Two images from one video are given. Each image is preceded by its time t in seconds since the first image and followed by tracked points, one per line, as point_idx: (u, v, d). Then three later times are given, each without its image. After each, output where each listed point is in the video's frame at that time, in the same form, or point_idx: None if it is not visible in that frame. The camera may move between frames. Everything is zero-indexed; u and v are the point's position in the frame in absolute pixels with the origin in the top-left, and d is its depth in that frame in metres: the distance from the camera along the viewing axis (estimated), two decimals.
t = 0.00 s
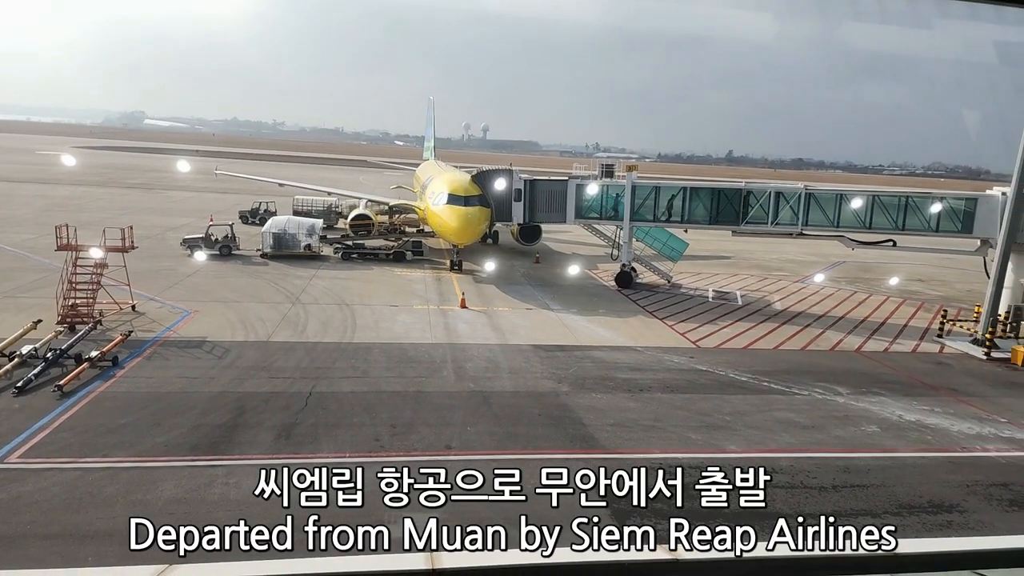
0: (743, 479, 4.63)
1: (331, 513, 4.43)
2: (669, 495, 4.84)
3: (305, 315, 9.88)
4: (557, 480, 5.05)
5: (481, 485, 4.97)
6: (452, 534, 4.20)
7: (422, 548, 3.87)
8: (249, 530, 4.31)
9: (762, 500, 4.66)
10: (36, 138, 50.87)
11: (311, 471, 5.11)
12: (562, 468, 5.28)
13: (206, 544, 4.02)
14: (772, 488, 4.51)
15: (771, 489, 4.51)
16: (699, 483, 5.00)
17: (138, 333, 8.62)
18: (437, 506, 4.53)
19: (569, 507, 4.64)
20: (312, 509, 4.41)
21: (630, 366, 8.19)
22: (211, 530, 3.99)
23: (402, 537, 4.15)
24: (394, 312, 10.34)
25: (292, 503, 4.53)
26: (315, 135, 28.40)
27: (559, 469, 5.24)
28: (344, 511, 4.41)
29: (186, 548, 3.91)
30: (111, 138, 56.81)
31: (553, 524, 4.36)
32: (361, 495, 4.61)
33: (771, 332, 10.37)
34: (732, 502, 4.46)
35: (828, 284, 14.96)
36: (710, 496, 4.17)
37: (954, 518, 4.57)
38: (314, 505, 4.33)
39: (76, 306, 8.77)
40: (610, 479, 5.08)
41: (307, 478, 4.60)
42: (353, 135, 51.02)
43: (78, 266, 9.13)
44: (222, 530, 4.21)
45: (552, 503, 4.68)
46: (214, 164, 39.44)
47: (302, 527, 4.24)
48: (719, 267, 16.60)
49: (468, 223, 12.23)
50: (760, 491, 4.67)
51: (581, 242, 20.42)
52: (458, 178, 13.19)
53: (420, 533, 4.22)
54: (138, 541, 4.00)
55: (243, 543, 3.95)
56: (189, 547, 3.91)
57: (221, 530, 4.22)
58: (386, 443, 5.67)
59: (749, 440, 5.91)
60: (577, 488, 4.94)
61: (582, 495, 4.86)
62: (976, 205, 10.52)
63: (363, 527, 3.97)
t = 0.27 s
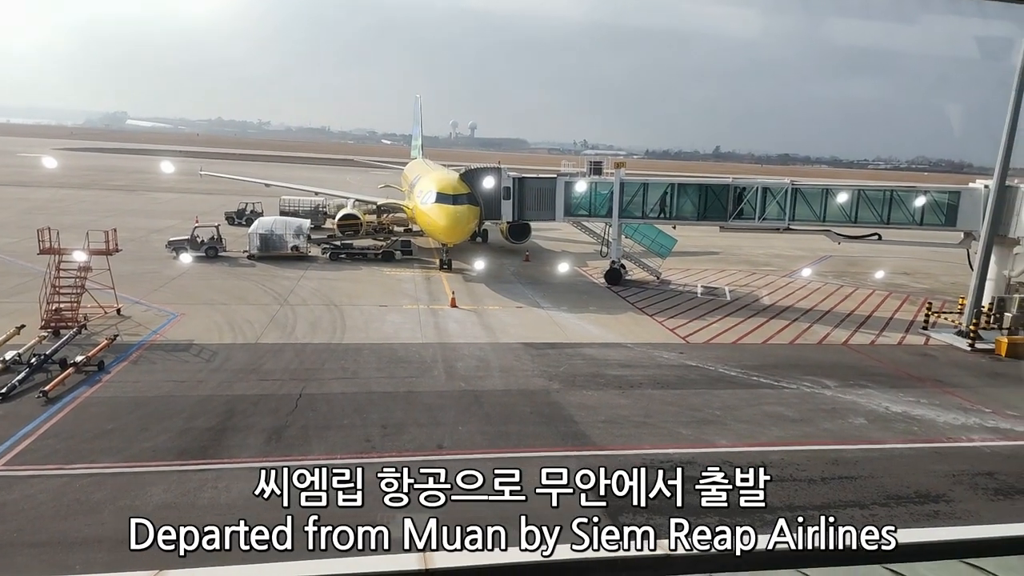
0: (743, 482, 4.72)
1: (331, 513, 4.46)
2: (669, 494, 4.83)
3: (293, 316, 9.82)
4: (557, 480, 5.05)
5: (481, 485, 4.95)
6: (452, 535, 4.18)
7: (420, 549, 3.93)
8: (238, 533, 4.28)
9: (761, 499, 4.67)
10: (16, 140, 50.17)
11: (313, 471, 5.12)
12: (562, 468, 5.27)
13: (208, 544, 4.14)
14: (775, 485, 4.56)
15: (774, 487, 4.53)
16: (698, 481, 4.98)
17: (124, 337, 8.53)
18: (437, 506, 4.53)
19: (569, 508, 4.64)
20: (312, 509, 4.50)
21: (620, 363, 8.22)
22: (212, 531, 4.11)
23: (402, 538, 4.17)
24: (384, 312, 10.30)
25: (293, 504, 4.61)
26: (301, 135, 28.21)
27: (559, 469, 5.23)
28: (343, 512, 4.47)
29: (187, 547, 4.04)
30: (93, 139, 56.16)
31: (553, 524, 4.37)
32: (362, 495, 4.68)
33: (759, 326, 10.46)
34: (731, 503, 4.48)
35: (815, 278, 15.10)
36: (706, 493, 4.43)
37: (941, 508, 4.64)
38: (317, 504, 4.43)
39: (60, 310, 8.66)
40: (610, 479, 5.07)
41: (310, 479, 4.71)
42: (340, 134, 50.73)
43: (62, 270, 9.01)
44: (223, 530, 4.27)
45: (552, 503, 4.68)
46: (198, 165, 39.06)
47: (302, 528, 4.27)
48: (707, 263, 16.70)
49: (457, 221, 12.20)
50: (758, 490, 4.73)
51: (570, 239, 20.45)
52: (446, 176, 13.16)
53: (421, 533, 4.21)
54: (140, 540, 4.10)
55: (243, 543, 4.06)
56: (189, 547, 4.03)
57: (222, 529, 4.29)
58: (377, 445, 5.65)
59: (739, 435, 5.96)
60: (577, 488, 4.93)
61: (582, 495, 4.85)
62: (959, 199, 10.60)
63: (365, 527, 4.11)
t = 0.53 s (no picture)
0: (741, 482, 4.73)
1: (331, 513, 4.40)
2: (668, 495, 4.84)
3: (267, 315, 9.69)
4: (557, 481, 5.06)
5: (481, 484, 4.93)
6: (452, 535, 4.16)
7: (420, 550, 3.90)
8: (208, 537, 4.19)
9: (761, 500, 4.71)
10: None
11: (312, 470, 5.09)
12: (561, 468, 5.29)
13: (207, 544, 4.10)
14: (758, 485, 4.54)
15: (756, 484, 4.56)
16: (699, 482, 5.00)
17: (91, 336, 8.32)
18: (439, 505, 4.49)
19: (569, 507, 4.61)
20: (312, 509, 4.44)
21: (597, 362, 8.24)
22: (211, 530, 4.10)
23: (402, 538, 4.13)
24: (360, 311, 10.21)
25: (293, 504, 4.56)
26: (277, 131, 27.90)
27: (558, 469, 5.26)
28: (343, 511, 4.41)
29: (186, 547, 4.00)
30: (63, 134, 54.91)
31: (552, 524, 4.33)
32: (361, 495, 4.65)
33: (733, 326, 10.57)
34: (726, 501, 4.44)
35: (788, 280, 15.33)
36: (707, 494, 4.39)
37: (910, 506, 4.71)
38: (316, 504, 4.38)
39: (24, 308, 8.42)
40: (610, 479, 5.10)
41: (310, 480, 4.68)
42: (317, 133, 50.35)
43: (26, 267, 8.76)
44: (222, 530, 4.26)
45: (553, 503, 4.65)
46: (172, 162, 38.42)
47: (302, 528, 4.23)
48: (683, 264, 16.87)
49: (435, 221, 12.17)
50: (757, 490, 4.76)
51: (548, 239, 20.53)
52: (424, 175, 13.11)
53: (421, 533, 4.18)
54: (139, 540, 4.05)
55: (243, 543, 4.03)
56: (188, 547, 3.99)
57: (222, 529, 4.28)
58: (351, 445, 5.59)
59: (713, 434, 6.01)
60: (578, 488, 4.93)
61: (582, 494, 4.84)
62: (927, 202, 10.82)
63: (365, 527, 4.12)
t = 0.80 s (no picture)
0: (739, 483, 4.88)
1: (331, 513, 4.34)
2: (668, 494, 4.86)
3: (243, 317, 9.56)
4: (557, 481, 5.09)
5: (482, 485, 4.93)
6: (452, 534, 4.13)
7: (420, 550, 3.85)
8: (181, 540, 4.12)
9: (761, 499, 4.76)
10: None
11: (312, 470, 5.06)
12: (561, 468, 5.32)
13: (207, 544, 4.07)
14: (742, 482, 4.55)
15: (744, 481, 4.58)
16: (699, 481, 5.02)
17: (61, 338, 8.14)
18: (439, 505, 4.47)
19: (570, 507, 4.62)
20: (312, 509, 4.41)
21: (575, 364, 8.27)
22: (211, 531, 4.07)
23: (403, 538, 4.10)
24: (337, 313, 10.13)
25: (293, 504, 4.54)
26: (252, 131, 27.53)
27: (559, 469, 5.29)
28: (343, 511, 4.37)
29: (187, 547, 3.97)
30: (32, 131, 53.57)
31: (552, 524, 4.32)
32: (362, 495, 4.63)
33: (710, 328, 10.68)
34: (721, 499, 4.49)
35: (764, 282, 15.54)
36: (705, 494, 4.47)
37: (882, 504, 4.81)
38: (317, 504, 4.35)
39: None
40: (610, 479, 5.12)
41: (311, 480, 4.67)
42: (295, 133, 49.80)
43: None
44: (222, 530, 4.25)
45: (553, 503, 4.65)
46: (144, 160, 37.72)
47: (302, 527, 4.19)
48: (661, 266, 17.01)
49: (413, 221, 12.11)
50: (757, 490, 4.84)
51: (527, 241, 20.55)
52: (403, 176, 13.05)
53: (420, 533, 4.14)
54: (139, 541, 4.04)
55: (243, 543, 4.00)
56: (189, 547, 3.96)
57: (222, 529, 4.27)
58: (329, 448, 5.54)
59: (690, 434, 6.07)
60: (578, 488, 4.95)
61: (582, 494, 4.87)
62: (899, 206, 11.05)
63: (365, 527, 4.11)
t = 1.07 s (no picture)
0: (740, 484, 4.73)
1: (331, 513, 4.34)
2: (668, 495, 4.86)
3: (220, 316, 9.45)
4: (557, 480, 5.10)
5: (481, 485, 4.94)
6: (452, 534, 4.10)
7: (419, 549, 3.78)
8: (160, 541, 4.09)
9: (761, 500, 4.76)
10: None
11: (312, 471, 5.06)
12: (562, 468, 5.33)
13: (206, 544, 4.07)
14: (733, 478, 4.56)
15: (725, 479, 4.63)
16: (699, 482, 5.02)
17: (32, 338, 7.98)
18: (439, 505, 4.47)
19: (569, 507, 4.61)
20: (312, 509, 4.40)
21: (557, 363, 8.30)
22: (211, 531, 4.06)
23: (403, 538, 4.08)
24: (317, 312, 10.05)
25: (293, 504, 4.53)
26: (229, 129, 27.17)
27: (559, 469, 5.31)
28: (343, 511, 4.36)
29: (187, 547, 3.96)
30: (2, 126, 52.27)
31: (552, 524, 4.32)
32: (362, 495, 4.62)
33: (689, 326, 10.77)
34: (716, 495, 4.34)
35: (743, 281, 15.72)
36: (706, 493, 4.36)
37: (855, 499, 4.89)
38: (318, 504, 4.33)
39: None
40: (610, 479, 5.14)
41: (310, 481, 4.67)
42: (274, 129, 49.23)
43: None
44: (222, 530, 4.24)
45: (552, 502, 4.67)
46: (119, 157, 37.04)
47: (302, 529, 4.19)
48: (642, 265, 17.12)
49: (393, 220, 12.05)
50: (757, 490, 4.80)
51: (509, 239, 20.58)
52: (383, 174, 12.95)
53: (421, 533, 4.11)
54: (139, 540, 4.04)
55: (243, 543, 4.02)
56: (189, 547, 3.96)
57: (222, 529, 4.25)
58: (308, 448, 5.51)
59: (670, 432, 6.12)
60: (578, 488, 4.97)
61: (582, 494, 4.89)
62: (875, 206, 11.17)
63: (364, 527, 4.05)
